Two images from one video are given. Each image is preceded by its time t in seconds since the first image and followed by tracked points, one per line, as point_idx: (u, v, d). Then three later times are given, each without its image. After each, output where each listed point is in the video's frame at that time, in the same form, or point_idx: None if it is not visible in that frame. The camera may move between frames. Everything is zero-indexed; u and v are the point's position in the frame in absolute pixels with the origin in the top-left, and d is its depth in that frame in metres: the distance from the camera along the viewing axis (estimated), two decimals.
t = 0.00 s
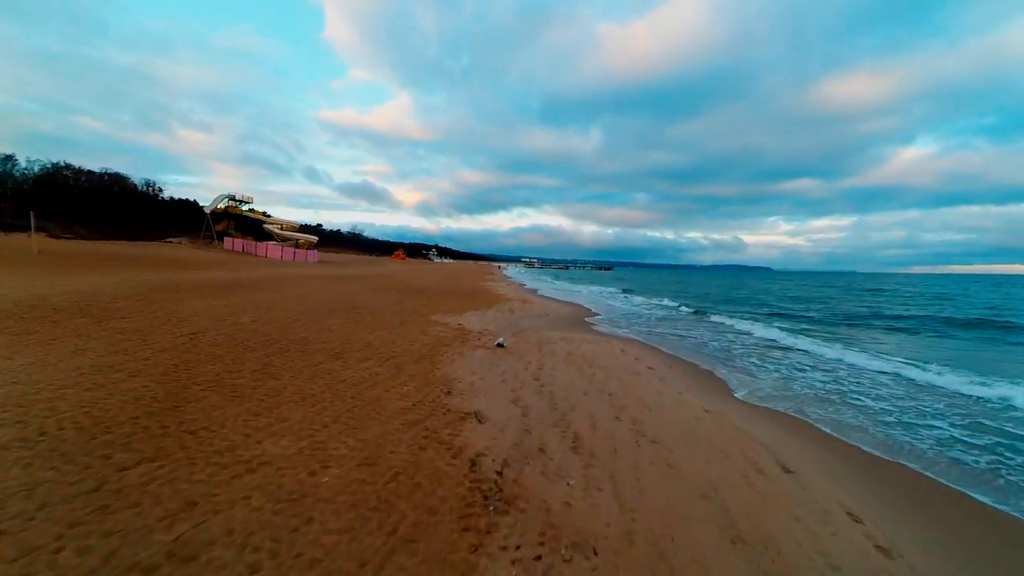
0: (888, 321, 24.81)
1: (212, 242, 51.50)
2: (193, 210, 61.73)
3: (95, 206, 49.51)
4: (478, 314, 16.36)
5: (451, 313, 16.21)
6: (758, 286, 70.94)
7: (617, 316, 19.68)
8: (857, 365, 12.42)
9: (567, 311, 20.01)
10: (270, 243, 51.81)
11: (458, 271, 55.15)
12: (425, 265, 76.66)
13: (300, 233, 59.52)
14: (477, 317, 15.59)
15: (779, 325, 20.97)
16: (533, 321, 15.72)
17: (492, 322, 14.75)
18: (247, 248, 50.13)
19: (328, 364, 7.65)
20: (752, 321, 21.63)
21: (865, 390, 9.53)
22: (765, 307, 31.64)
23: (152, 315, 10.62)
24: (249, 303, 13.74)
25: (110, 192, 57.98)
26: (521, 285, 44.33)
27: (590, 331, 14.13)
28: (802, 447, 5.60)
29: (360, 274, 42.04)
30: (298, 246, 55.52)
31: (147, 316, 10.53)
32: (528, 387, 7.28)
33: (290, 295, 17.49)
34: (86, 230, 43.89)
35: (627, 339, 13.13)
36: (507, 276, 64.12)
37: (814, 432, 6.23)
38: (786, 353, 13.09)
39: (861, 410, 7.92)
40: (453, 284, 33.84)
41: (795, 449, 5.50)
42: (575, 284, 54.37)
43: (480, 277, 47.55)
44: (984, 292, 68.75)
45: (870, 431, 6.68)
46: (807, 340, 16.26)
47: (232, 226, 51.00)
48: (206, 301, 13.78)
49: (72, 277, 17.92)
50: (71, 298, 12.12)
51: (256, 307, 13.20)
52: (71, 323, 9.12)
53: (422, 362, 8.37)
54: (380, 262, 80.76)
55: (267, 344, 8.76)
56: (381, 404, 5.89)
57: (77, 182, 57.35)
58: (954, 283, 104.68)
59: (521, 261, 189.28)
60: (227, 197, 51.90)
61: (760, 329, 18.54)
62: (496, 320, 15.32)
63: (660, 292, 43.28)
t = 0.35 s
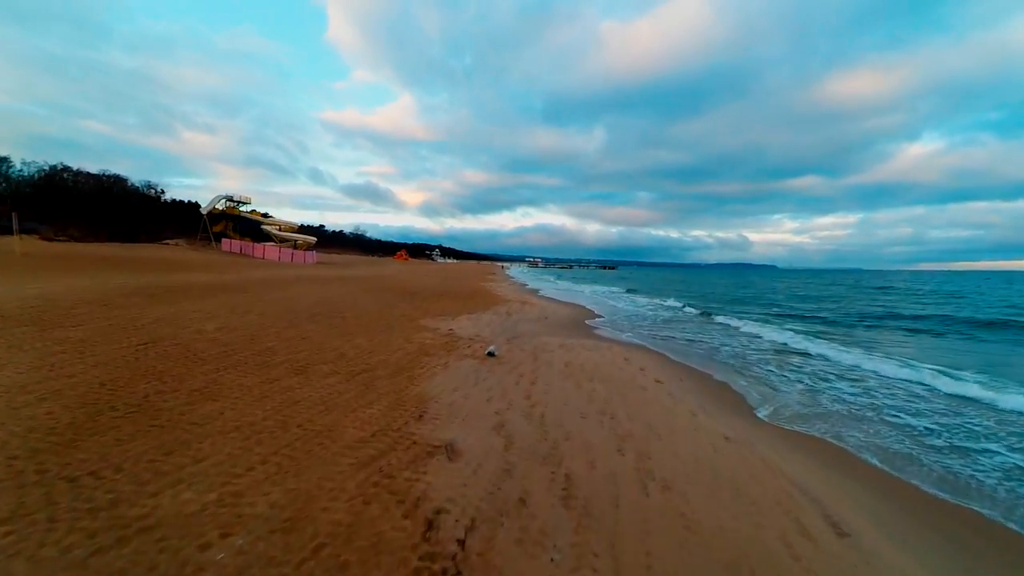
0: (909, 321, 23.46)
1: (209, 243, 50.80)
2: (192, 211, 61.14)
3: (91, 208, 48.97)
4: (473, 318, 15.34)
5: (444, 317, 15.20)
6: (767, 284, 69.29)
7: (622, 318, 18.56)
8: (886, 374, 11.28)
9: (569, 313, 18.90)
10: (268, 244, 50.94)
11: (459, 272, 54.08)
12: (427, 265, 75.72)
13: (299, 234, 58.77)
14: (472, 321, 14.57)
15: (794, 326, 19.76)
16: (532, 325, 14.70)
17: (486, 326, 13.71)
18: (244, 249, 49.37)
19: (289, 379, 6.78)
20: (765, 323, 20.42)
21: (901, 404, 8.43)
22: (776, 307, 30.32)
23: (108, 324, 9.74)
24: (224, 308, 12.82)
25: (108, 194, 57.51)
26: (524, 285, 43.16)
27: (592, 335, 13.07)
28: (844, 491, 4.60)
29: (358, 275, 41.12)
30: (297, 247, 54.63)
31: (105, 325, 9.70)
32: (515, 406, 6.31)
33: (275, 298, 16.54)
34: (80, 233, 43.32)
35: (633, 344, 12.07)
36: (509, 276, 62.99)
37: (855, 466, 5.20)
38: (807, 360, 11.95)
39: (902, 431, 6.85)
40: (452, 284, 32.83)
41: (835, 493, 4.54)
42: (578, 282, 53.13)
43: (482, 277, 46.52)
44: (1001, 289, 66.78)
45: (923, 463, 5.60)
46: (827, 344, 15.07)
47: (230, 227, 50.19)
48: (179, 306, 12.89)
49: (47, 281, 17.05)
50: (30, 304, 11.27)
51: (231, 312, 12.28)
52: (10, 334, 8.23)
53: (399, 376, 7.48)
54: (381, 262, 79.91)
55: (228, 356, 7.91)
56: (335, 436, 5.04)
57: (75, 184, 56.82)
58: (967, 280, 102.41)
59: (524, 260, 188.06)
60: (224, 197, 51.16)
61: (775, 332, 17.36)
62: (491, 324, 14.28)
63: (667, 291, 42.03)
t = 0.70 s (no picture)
0: (934, 318, 22.02)
1: (205, 242, 49.95)
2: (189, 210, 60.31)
3: (84, 208, 48.25)
4: (466, 320, 14.28)
5: (434, 319, 14.16)
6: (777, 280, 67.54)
7: (626, 318, 17.43)
8: (919, 382, 10.14)
9: (570, 314, 17.77)
10: (264, 243, 49.94)
11: (461, 270, 52.98)
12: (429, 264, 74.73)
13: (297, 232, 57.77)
14: (463, 324, 13.50)
15: (810, 326, 18.50)
16: (529, 327, 13.62)
17: (479, 329, 12.63)
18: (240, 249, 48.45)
19: (235, 404, 5.90)
20: (779, 322, 19.15)
21: (947, 421, 7.33)
22: (789, 304, 28.93)
23: (56, 332, 8.87)
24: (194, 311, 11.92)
25: (104, 194, 56.81)
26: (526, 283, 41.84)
27: (594, 339, 11.95)
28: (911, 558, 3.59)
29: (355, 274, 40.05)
30: (294, 246, 53.60)
31: (52, 334, 8.84)
32: (497, 429, 5.36)
33: (257, 299, 15.56)
34: (72, 233, 42.61)
35: (638, 348, 10.97)
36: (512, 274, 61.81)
37: (915, 518, 4.19)
38: (832, 366, 10.78)
39: (956, 457, 5.80)
40: (451, 284, 31.69)
41: (898, 560, 3.55)
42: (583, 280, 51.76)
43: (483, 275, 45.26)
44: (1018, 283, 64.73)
45: (998, 506, 4.51)
46: (850, 347, 13.82)
47: (225, 226, 49.21)
48: (146, 310, 12.00)
49: (17, 283, 16.18)
50: None
51: (200, 315, 11.34)
52: None
53: (366, 393, 6.53)
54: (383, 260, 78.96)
55: (176, 370, 7.04)
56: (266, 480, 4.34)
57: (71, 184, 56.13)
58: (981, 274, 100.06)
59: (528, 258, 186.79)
60: (220, 196, 50.25)
61: (792, 332, 16.13)
62: (484, 327, 13.19)
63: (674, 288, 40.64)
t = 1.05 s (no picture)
0: (958, 316, 20.72)
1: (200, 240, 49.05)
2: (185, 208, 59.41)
3: (76, 207, 47.43)
4: (458, 321, 13.24)
5: (423, 320, 13.14)
6: (785, 275, 66.01)
7: (629, 317, 16.36)
8: (959, 389, 9.06)
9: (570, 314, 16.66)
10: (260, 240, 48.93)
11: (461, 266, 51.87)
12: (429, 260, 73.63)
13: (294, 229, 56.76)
14: (453, 325, 12.48)
15: (826, 325, 17.35)
16: (525, 329, 12.60)
17: (470, 332, 11.59)
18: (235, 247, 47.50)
19: (158, 437, 4.96)
20: (792, 321, 17.99)
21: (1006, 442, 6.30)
22: (801, 300, 27.69)
23: None
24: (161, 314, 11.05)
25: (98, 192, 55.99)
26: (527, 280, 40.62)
27: (594, 342, 10.90)
28: None
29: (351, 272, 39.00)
30: (291, 243, 52.56)
31: None
32: (471, 464, 4.42)
33: (236, 299, 14.61)
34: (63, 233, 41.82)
35: (643, 352, 9.93)
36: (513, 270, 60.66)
37: None
38: (858, 373, 9.70)
39: None
40: (449, 282, 30.60)
41: None
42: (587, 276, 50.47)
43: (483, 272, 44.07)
44: None
45: None
46: (874, 349, 12.69)
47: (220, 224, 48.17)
48: (109, 313, 11.12)
49: None
50: None
51: (163, 320, 10.40)
52: None
53: (320, 416, 5.52)
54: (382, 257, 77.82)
55: (110, 388, 6.13)
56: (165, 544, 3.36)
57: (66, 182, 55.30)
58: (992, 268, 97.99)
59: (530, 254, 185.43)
60: (214, 192, 49.22)
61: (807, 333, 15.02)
62: (476, 329, 12.13)
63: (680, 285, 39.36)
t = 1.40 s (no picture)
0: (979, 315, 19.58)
1: (192, 237, 48.03)
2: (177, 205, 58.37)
3: (65, 206, 46.48)
4: (446, 324, 12.24)
5: (408, 323, 12.15)
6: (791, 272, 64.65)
7: (631, 318, 15.36)
8: (1000, 400, 8.07)
9: (569, 314, 15.66)
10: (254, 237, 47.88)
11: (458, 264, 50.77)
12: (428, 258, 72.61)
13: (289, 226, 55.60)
14: (440, 329, 11.50)
15: (841, 325, 16.28)
16: (518, 333, 11.58)
17: (457, 337, 10.59)
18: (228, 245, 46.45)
19: (41, 480, 3.94)
20: (805, 322, 16.94)
21: None
22: (810, 298, 26.58)
23: None
24: (117, 321, 10.07)
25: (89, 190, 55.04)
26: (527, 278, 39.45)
27: (593, 348, 9.90)
28: None
29: (345, 270, 37.93)
30: (286, 240, 51.39)
31: None
32: (424, 525, 3.48)
33: (210, 300, 13.62)
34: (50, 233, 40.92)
35: (647, 359, 8.95)
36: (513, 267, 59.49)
37: None
38: (887, 383, 8.72)
39: None
40: (445, 280, 29.58)
41: None
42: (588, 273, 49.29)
43: (481, 269, 42.90)
44: None
45: None
46: (899, 354, 11.64)
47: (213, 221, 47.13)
48: (60, 319, 10.15)
49: None
50: None
51: (117, 327, 9.47)
52: None
53: (249, 451, 4.53)
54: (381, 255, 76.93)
55: (11, 413, 5.14)
56: None
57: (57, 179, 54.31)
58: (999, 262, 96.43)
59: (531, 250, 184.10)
60: (205, 188, 48.09)
61: (824, 336, 13.97)
62: (464, 333, 11.14)
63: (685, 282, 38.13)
